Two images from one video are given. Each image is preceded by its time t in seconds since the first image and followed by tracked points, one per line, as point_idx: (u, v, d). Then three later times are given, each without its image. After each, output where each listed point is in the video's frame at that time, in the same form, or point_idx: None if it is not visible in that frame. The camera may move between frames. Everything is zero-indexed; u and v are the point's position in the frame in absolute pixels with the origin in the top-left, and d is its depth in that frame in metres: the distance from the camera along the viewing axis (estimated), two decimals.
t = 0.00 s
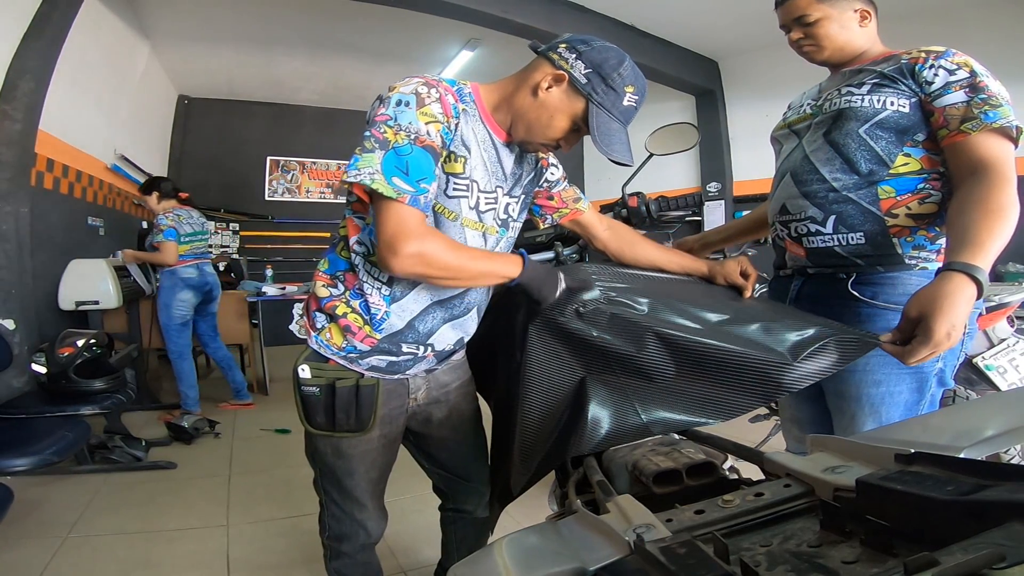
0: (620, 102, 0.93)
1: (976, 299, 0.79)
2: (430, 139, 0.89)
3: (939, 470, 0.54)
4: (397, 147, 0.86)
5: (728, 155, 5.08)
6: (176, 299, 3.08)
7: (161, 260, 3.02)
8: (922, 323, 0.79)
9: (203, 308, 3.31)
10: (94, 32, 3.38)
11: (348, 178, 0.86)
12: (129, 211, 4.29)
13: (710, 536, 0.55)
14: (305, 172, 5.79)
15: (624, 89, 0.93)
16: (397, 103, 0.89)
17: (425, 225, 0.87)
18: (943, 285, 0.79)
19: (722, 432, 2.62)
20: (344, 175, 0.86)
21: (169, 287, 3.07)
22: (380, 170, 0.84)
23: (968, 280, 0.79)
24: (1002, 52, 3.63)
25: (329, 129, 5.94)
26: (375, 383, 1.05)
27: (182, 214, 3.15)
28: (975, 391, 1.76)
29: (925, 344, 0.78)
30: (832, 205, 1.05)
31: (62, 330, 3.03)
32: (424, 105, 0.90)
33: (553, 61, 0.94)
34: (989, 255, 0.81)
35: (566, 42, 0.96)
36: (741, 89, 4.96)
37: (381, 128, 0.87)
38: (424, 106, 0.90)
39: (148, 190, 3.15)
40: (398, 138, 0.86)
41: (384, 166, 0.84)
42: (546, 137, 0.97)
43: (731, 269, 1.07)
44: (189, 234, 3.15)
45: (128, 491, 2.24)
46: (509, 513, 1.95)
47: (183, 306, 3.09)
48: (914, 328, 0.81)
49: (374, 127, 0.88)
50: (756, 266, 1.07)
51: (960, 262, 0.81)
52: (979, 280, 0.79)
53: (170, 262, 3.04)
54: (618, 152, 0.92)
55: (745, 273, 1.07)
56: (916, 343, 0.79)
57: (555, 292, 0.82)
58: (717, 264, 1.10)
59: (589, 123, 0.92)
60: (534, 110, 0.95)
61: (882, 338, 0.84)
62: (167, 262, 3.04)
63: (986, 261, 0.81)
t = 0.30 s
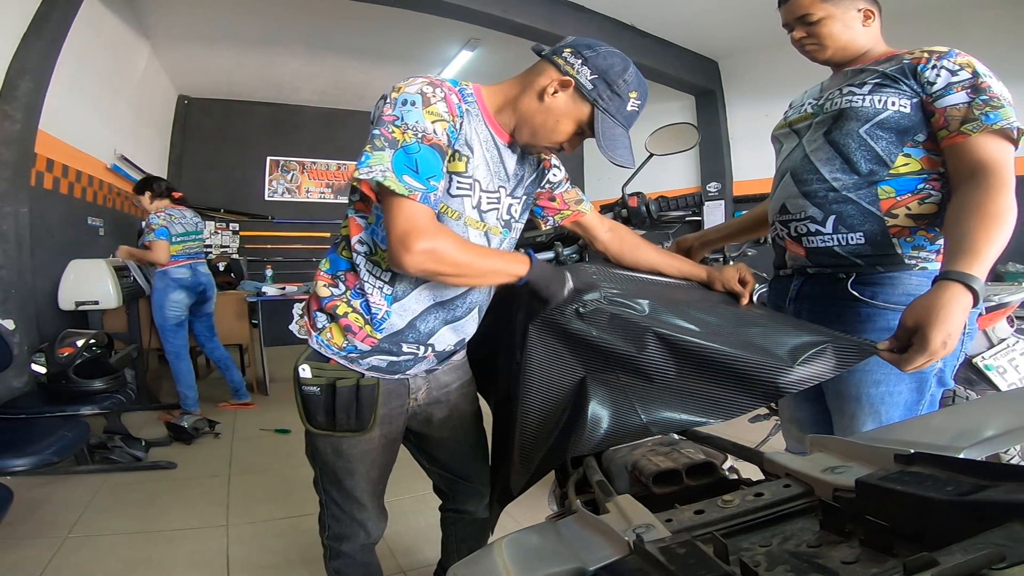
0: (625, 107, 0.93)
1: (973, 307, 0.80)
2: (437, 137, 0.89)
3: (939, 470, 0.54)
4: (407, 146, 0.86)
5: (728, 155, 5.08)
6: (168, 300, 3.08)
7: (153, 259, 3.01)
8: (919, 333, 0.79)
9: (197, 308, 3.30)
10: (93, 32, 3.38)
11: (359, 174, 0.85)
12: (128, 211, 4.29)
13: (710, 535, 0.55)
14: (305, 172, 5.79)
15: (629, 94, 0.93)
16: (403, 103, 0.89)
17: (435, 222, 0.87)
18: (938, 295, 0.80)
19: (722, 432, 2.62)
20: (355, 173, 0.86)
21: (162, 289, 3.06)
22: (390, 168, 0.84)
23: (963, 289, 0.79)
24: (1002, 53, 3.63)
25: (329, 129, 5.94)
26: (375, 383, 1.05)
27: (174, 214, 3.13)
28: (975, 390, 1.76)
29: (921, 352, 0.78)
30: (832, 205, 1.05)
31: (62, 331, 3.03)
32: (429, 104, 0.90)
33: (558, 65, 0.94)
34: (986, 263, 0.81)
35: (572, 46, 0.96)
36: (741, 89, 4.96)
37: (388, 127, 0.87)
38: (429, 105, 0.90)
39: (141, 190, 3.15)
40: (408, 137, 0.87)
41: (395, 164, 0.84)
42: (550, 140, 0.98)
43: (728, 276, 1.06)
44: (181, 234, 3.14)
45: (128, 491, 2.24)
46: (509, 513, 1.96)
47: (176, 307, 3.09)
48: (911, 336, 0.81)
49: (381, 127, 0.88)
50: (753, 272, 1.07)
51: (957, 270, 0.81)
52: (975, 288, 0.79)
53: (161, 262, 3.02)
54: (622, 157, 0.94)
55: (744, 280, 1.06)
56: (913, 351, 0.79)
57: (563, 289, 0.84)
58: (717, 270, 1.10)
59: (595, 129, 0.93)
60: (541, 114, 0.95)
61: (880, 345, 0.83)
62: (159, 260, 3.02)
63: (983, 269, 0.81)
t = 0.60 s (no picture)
0: (625, 108, 0.94)
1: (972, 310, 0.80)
2: (436, 136, 0.89)
3: (940, 470, 0.54)
4: (405, 145, 0.86)
5: (728, 155, 5.08)
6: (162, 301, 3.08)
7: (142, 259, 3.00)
8: (918, 337, 0.79)
9: (193, 308, 3.29)
10: (93, 32, 3.38)
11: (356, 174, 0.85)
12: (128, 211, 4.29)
13: (710, 535, 0.55)
14: (305, 172, 5.79)
15: (630, 96, 0.94)
16: (403, 103, 0.89)
17: (434, 220, 0.87)
18: (939, 299, 0.79)
19: (722, 432, 2.62)
20: (352, 172, 0.86)
21: (155, 289, 3.05)
22: (388, 168, 0.84)
23: (962, 294, 0.79)
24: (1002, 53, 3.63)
25: (329, 130, 5.94)
26: (375, 382, 1.05)
27: (167, 213, 3.12)
28: (975, 390, 1.76)
29: (921, 356, 0.78)
30: (833, 204, 1.05)
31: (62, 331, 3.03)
32: (429, 104, 0.90)
33: (560, 67, 0.94)
34: (984, 265, 0.82)
35: (573, 48, 0.96)
36: (741, 89, 4.95)
37: (388, 126, 0.87)
38: (429, 105, 0.90)
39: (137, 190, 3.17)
40: (407, 136, 0.87)
41: (393, 163, 0.85)
42: (551, 142, 0.98)
43: (726, 281, 1.06)
44: (173, 234, 3.13)
45: (128, 491, 2.24)
46: (509, 513, 1.96)
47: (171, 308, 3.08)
48: (910, 340, 0.81)
49: (381, 127, 0.88)
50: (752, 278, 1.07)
51: (955, 275, 0.81)
52: (973, 292, 0.79)
53: (150, 262, 3.01)
54: (623, 159, 0.94)
55: (742, 286, 1.07)
56: (912, 355, 0.79)
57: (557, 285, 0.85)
58: (716, 275, 1.09)
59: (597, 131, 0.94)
60: (540, 115, 0.95)
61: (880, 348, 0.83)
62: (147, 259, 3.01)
63: (981, 273, 0.81)
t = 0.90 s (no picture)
0: (624, 110, 0.94)
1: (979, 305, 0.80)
2: (443, 134, 0.89)
3: (939, 470, 0.54)
4: (417, 143, 0.86)
5: (728, 155, 5.08)
6: (158, 301, 3.08)
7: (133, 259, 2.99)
8: (925, 332, 0.79)
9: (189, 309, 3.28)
10: (93, 32, 3.38)
11: (369, 173, 0.84)
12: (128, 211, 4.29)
13: (710, 535, 0.55)
14: (305, 172, 5.79)
15: (629, 97, 0.94)
16: (408, 102, 0.89)
17: (446, 216, 0.87)
18: (946, 295, 0.80)
19: (722, 432, 2.62)
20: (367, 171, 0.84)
21: (151, 291, 3.05)
22: (403, 166, 0.84)
23: (969, 289, 0.79)
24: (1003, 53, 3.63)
25: (329, 129, 5.93)
26: (377, 383, 1.05)
27: (159, 212, 3.10)
28: (975, 390, 1.76)
29: (929, 352, 0.79)
30: (834, 204, 1.05)
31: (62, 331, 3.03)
32: (434, 103, 0.91)
33: (559, 69, 0.94)
34: (990, 262, 0.82)
35: (574, 49, 0.96)
36: (741, 89, 4.95)
37: (394, 125, 0.87)
38: (433, 104, 0.91)
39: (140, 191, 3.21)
40: (416, 134, 0.87)
41: (407, 161, 0.84)
42: (550, 142, 0.98)
43: (734, 250, 1.04)
44: (167, 233, 3.11)
45: (128, 491, 2.24)
46: (510, 513, 1.96)
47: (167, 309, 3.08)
48: (918, 335, 0.81)
49: (386, 125, 0.88)
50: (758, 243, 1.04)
51: (962, 269, 0.81)
52: (981, 287, 0.79)
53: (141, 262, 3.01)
54: (620, 159, 0.95)
55: (750, 252, 1.04)
56: (921, 350, 0.79)
57: (557, 275, 0.87)
58: (722, 248, 1.07)
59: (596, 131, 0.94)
60: (544, 116, 0.95)
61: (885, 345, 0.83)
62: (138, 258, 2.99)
63: (988, 269, 0.81)
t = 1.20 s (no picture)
0: (624, 115, 0.95)
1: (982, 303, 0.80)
2: (444, 133, 0.89)
3: (939, 470, 0.54)
4: (417, 141, 0.86)
5: (727, 155, 5.08)
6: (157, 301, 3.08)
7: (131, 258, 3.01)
8: (927, 330, 0.79)
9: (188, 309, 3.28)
10: (93, 32, 3.38)
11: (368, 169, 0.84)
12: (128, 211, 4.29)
13: (709, 536, 0.55)
14: (305, 172, 5.80)
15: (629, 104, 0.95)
16: (410, 101, 0.89)
17: (443, 214, 0.87)
18: (949, 293, 0.80)
19: (722, 431, 2.62)
20: (364, 166, 0.85)
21: (148, 291, 3.05)
22: (400, 163, 0.84)
23: (972, 287, 0.79)
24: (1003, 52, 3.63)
25: (329, 129, 5.94)
26: (377, 383, 1.05)
27: (156, 211, 3.11)
28: (974, 390, 1.76)
29: (931, 351, 0.79)
30: (833, 204, 1.05)
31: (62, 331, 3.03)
32: (436, 102, 0.91)
33: (563, 73, 0.94)
34: (993, 261, 0.82)
35: (577, 54, 0.96)
36: (741, 89, 4.95)
37: (396, 123, 0.87)
38: (435, 103, 0.91)
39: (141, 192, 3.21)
40: (417, 132, 0.87)
41: (405, 159, 0.84)
42: (552, 145, 0.98)
43: (735, 248, 1.03)
44: (164, 233, 3.12)
45: (128, 491, 2.24)
46: (509, 513, 1.96)
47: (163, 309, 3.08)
48: (920, 334, 0.81)
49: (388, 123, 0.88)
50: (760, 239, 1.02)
51: (965, 268, 0.81)
52: (984, 286, 0.79)
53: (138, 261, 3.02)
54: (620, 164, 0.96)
55: (752, 248, 1.02)
56: (922, 348, 0.79)
57: (556, 272, 0.88)
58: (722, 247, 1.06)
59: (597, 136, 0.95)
60: (546, 120, 0.95)
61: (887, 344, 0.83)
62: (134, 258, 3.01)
63: (991, 268, 0.81)
